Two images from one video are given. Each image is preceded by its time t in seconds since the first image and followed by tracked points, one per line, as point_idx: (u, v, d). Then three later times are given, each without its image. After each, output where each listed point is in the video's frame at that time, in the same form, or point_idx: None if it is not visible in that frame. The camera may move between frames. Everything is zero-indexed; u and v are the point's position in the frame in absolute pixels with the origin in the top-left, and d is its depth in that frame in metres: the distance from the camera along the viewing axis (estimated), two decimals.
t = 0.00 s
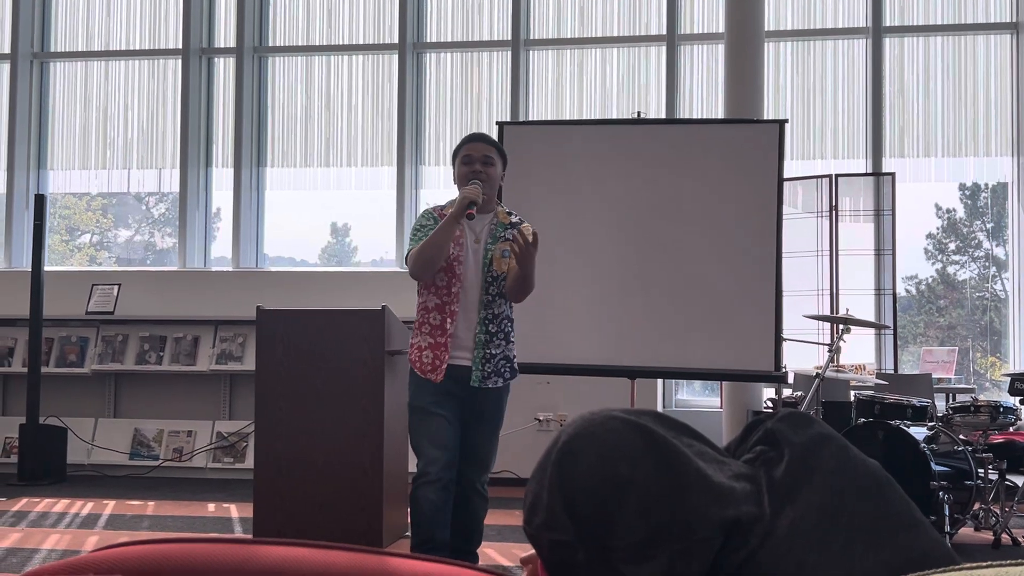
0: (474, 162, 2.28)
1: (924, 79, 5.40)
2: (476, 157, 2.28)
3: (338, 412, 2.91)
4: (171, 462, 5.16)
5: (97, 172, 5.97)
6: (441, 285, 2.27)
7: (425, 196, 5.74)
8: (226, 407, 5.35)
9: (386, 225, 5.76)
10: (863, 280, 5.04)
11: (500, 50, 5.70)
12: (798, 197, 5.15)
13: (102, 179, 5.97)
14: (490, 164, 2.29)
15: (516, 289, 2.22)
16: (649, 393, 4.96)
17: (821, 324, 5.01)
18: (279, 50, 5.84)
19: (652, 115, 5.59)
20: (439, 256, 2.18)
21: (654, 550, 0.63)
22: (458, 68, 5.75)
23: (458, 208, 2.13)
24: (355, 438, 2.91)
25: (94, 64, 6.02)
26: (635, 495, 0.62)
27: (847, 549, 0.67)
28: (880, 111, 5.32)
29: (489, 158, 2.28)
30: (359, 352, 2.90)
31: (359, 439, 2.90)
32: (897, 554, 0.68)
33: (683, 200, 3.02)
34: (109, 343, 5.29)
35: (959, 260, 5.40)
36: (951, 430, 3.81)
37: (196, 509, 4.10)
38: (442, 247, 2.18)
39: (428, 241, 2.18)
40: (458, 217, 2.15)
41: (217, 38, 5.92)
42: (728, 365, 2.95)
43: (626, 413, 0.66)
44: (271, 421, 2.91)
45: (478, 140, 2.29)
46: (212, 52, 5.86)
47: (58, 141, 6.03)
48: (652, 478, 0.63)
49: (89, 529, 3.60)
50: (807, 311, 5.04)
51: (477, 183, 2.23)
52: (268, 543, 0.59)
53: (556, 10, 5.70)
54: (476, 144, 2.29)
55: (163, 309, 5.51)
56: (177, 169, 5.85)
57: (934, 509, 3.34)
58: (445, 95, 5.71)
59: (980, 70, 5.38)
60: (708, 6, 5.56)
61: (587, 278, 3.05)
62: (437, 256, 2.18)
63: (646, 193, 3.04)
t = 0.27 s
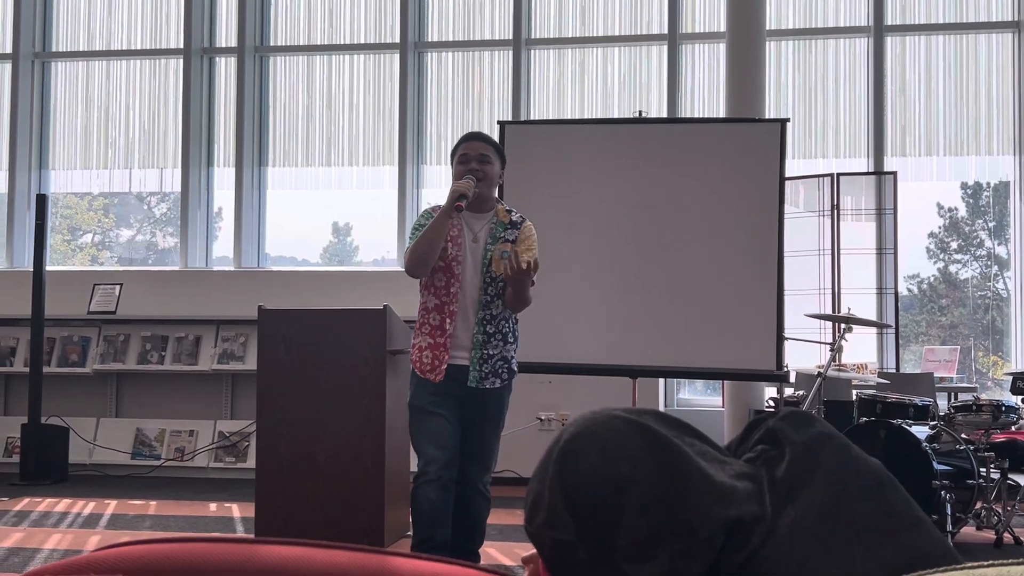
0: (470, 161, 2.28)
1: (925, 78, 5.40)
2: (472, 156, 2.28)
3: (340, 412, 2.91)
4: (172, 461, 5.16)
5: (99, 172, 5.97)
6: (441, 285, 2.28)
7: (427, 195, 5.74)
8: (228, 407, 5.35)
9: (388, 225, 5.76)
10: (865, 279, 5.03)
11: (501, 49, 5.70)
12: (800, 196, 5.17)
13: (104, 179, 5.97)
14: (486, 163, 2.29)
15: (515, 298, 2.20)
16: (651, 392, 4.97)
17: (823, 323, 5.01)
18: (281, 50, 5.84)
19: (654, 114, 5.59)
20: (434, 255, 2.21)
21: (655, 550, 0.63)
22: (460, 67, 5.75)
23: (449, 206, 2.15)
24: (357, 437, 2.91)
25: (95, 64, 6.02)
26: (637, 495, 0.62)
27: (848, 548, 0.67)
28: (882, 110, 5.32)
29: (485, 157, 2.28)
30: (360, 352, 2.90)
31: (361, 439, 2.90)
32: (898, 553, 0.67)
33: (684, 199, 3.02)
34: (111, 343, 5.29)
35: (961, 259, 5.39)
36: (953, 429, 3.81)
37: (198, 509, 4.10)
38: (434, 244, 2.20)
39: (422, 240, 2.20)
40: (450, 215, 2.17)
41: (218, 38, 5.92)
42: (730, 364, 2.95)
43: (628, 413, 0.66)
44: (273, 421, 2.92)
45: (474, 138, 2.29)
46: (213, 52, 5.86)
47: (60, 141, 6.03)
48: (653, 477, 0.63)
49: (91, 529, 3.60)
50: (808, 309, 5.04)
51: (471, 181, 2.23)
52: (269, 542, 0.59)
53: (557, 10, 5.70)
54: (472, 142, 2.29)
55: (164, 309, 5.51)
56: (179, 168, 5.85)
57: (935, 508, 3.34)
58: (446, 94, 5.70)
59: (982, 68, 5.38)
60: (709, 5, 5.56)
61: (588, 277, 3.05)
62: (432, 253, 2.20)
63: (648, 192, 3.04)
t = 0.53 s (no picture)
0: (468, 160, 2.27)
1: (927, 77, 5.39)
2: (471, 155, 2.26)
3: (342, 411, 2.91)
4: (175, 461, 5.16)
5: (101, 172, 5.98)
6: (443, 288, 2.27)
7: (428, 195, 5.74)
8: (230, 406, 5.35)
9: (390, 225, 5.77)
10: (867, 279, 5.02)
11: (503, 49, 5.70)
12: (801, 195, 5.18)
13: (105, 179, 5.98)
14: (485, 162, 2.27)
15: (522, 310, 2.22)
16: (652, 392, 4.97)
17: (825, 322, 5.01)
18: (282, 50, 5.84)
19: (655, 113, 5.59)
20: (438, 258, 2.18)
21: (657, 549, 0.63)
22: (461, 67, 5.75)
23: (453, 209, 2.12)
24: (359, 437, 2.91)
25: (97, 64, 6.03)
26: (640, 494, 0.62)
27: (851, 548, 0.67)
28: (883, 109, 5.32)
29: (484, 156, 2.26)
30: (362, 351, 2.91)
31: (363, 439, 2.91)
32: (899, 552, 0.68)
33: (686, 199, 3.02)
34: (113, 343, 5.30)
35: (963, 259, 5.39)
36: (955, 428, 3.84)
37: (200, 508, 4.11)
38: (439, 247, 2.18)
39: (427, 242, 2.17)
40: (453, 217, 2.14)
41: (220, 38, 5.92)
42: (731, 364, 2.95)
43: (631, 412, 0.66)
44: (275, 421, 2.92)
45: (470, 137, 2.27)
46: (215, 52, 5.86)
47: (61, 141, 6.03)
48: (656, 477, 0.63)
49: (93, 529, 3.61)
50: (810, 309, 5.05)
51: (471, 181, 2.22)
52: (273, 542, 0.59)
53: (559, 9, 5.70)
54: (470, 141, 2.27)
55: (166, 309, 5.51)
56: (180, 168, 5.86)
57: (938, 507, 3.34)
58: (448, 94, 5.70)
59: (984, 67, 5.37)
60: (711, 5, 5.56)
61: (590, 277, 3.05)
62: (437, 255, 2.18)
63: (650, 191, 3.04)
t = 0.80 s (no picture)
0: (468, 158, 2.28)
1: (930, 77, 5.39)
2: (471, 154, 2.28)
3: (344, 411, 2.91)
4: (177, 461, 5.16)
5: (103, 172, 5.98)
6: (446, 288, 2.27)
7: (430, 195, 5.74)
8: (232, 407, 5.35)
9: (392, 225, 5.77)
10: (869, 279, 5.02)
11: (505, 48, 5.70)
12: (804, 195, 5.18)
13: (108, 179, 5.98)
14: (485, 160, 2.28)
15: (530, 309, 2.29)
16: (654, 392, 4.97)
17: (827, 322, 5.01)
18: (284, 50, 5.84)
19: (657, 113, 5.59)
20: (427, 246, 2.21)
21: (660, 548, 0.63)
22: (463, 67, 5.75)
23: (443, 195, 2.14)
24: (361, 436, 2.91)
25: (99, 64, 6.03)
26: (643, 493, 0.62)
27: (854, 547, 0.66)
28: (885, 109, 5.31)
29: (484, 154, 2.28)
30: (365, 351, 2.91)
31: (365, 438, 2.91)
32: (905, 551, 0.67)
33: (688, 199, 3.02)
34: (115, 343, 5.30)
35: (966, 258, 5.38)
36: (957, 428, 3.85)
37: (202, 508, 4.11)
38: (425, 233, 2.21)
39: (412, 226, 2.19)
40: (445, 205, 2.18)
41: (222, 38, 5.93)
42: (734, 364, 2.95)
43: (633, 411, 0.66)
44: (277, 421, 2.91)
45: (471, 136, 2.28)
46: (217, 52, 5.86)
47: (64, 141, 6.04)
48: (658, 476, 0.63)
49: (96, 529, 3.61)
50: (812, 309, 5.05)
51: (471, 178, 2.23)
52: (275, 541, 0.59)
53: (561, 9, 5.70)
54: (470, 140, 2.29)
55: (167, 309, 5.51)
56: (183, 168, 5.86)
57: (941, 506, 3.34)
58: (450, 94, 5.70)
59: (986, 67, 5.37)
60: (713, 4, 5.56)
61: (592, 276, 3.05)
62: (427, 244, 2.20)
63: (651, 191, 3.04)
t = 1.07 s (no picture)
0: (466, 157, 2.27)
1: (932, 76, 5.39)
2: (468, 152, 2.27)
3: (346, 411, 2.91)
4: (179, 461, 5.17)
5: (105, 172, 5.98)
6: (446, 288, 2.26)
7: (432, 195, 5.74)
8: (234, 406, 5.35)
9: (394, 225, 5.78)
10: (872, 278, 5.02)
11: (507, 48, 5.71)
12: (806, 194, 5.18)
13: (110, 179, 5.99)
14: (483, 158, 2.28)
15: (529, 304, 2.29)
16: (656, 391, 4.97)
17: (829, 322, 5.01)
18: (287, 50, 5.84)
19: (659, 113, 5.59)
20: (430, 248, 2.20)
21: (661, 549, 0.63)
22: (465, 67, 5.75)
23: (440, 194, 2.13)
24: (363, 436, 2.91)
25: (101, 64, 6.03)
26: (644, 493, 0.62)
27: (856, 546, 0.66)
28: (888, 108, 5.30)
29: (481, 152, 2.27)
30: (367, 350, 2.91)
31: (368, 438, 2.91)
32: (907, 551, 0.67)
33: (689, 199, 3.02)
34: (117, 343, 5.30)
35: (968, 258, 5.38)
36: (959, 427, 3.86)
37: (204, 508, 4.11)
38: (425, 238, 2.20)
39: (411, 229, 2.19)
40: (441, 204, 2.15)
41: (224, 38, 5.93)
42: (735, 364, 2.95)
43: (634, 411, 0.66)
44: (279, 420, 2.91)
45: (469, 135, 2.28)
46: (219, 52, 5.87)
47: (66, 141, 6.04)
48: (660, 476, 0.63)
49: (98, 528, 3.61)
50: (814, 308, 5.04)
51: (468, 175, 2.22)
52: (275, 540, 0.59)
53: (563, 10, 5.70)
54: (468, 138, 2.29)
55: (170, 309, 5.52)
56: (185, 168, 5.87)
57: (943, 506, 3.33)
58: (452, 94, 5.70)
59: (988, 66, 5.37)
60: (715, 4, 5.56)
61: (594, 276, 3.05)
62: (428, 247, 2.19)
63: (653, 190, 3.04)
